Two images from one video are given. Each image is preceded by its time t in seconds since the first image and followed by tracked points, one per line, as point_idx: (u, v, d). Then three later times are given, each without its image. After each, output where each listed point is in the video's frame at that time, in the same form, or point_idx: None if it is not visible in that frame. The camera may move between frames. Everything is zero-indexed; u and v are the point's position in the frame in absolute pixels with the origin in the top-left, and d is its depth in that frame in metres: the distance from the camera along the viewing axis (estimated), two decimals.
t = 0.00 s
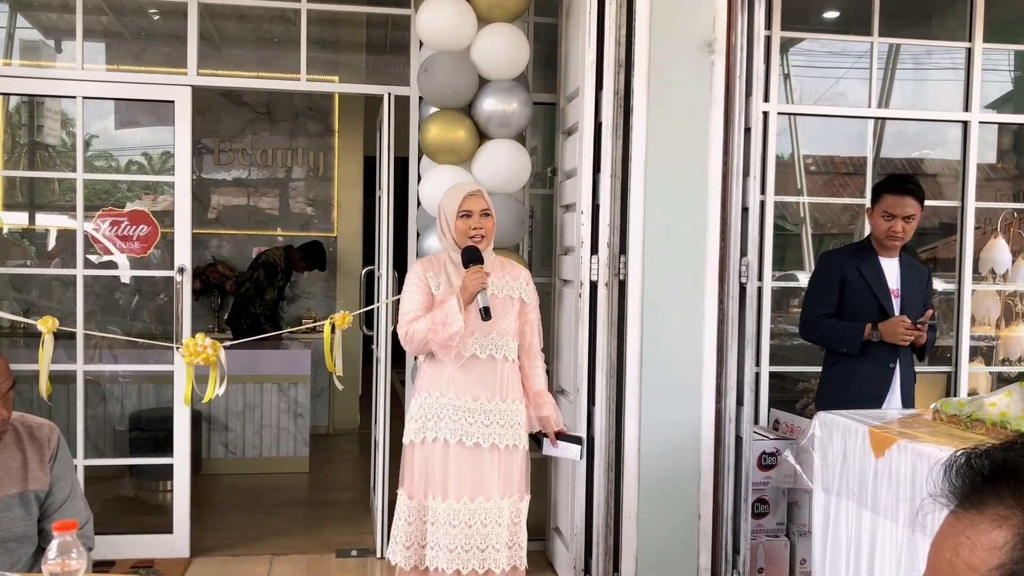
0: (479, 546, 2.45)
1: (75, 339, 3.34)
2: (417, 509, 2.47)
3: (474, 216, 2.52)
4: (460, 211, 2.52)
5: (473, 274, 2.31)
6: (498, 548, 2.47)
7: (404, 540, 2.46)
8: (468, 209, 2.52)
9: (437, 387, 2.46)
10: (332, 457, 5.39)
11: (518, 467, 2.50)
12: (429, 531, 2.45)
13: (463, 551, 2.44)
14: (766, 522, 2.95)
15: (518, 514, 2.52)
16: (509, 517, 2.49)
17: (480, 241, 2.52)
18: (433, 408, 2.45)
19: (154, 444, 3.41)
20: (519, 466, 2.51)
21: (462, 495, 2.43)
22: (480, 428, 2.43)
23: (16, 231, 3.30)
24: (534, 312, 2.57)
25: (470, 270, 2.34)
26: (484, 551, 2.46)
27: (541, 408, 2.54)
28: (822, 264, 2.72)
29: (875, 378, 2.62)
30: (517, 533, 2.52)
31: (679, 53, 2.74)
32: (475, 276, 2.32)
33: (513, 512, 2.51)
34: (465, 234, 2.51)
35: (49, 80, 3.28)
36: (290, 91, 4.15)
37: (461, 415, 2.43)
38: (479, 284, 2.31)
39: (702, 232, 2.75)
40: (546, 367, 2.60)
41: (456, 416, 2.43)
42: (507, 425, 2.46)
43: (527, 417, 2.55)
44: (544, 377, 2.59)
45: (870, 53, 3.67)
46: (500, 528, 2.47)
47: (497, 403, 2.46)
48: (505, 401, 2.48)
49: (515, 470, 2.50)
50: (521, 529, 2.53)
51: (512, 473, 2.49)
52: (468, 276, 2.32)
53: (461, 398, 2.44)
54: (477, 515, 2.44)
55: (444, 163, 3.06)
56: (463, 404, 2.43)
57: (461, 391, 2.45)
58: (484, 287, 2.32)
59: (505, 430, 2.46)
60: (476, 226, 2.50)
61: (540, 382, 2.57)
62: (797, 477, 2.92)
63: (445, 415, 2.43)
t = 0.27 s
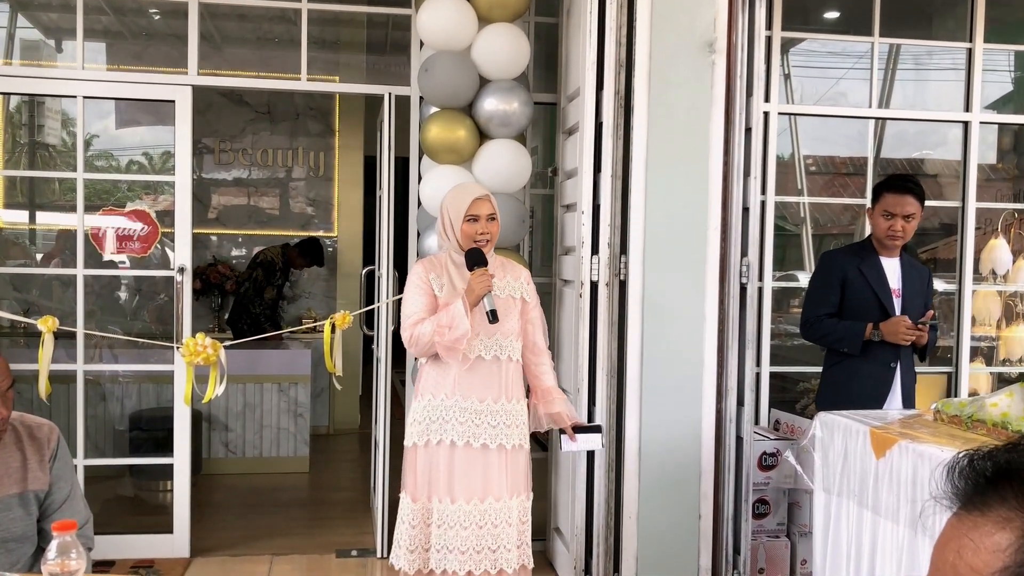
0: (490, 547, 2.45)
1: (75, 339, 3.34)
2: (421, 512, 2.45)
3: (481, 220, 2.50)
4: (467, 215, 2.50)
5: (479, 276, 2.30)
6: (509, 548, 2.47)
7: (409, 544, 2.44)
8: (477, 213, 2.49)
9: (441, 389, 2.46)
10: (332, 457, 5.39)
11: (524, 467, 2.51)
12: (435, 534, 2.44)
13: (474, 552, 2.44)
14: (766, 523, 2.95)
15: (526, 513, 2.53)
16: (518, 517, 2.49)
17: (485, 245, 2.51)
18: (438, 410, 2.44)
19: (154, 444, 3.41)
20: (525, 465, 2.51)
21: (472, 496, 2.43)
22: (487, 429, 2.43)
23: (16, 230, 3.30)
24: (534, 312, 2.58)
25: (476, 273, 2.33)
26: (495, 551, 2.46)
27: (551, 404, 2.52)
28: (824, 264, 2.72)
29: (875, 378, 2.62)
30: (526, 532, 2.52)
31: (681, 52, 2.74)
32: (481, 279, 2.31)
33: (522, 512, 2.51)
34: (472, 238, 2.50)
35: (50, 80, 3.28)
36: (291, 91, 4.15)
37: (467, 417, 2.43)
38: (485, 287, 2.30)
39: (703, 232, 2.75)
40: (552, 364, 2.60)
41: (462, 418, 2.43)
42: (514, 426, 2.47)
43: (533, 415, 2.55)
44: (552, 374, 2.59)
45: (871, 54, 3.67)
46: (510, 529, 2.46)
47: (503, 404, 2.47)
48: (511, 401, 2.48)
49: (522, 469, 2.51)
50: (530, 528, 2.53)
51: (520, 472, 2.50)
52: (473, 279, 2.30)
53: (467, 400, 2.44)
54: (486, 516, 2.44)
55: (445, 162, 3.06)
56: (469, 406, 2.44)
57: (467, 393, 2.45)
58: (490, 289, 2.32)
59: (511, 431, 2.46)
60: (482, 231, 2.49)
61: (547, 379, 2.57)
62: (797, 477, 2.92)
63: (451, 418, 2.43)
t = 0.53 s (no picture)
0: (488, 551, 2.45)
1: (76, 339, 3.34)
2: (420, 514, 2.44)
3: (486, 226, 2.50)
4: (473, 221, 2.50)
5: (481, 283, 2.30)
6: (508, 552, 2.47)
7: (407, 545, 2.43)
8: (483, 218, 2.50)
9: (442, 392, 2.46)
10: (332, 458, 5.39)
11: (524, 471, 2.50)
12: (434, 536, 2.44)
13: (472, 556, 2.44)
14: (766, 524, 2.95)
15: (527, 516, 2.52)
16: (519, 521, 2.48)
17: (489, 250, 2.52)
18: (438, 413, 2.44)
19: (155, 444, 3.41)
20: (526, 470, 2.50)
21: (470, 499, 2.43)
22: (487, 432, 2.43)
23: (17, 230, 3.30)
24: (536, 316, 2.57)
25: (477, 278, 2.33)
26: (493, 555, 2.46)
27: (545, 409, 2.54)
28: (826, 264, 2.72)
29: (875, 380, 2.61)
30: (526, 535, 2.52)
31: (682, 53, 2.73)
32: (482, 285, 2.31)
33: (522, 515, 2.50)
34: (474, 242, 2.51)
35: (51, 80, 3.28)
36: (292, 91, 4.15)
37: (468, 421, 2.43)
38: (486, 293, 2.30)
39: (704, 233, 2.75)
40: (550, 369, 2.59)
41: (462, 421, 2.43)
42: (513, 430, 2.47)
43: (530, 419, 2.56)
44: (550, 379, 2.58)
45: (872, 55, 3.67)
46: (509, 533, 2.46)
47: (502, 408, 2.46)
48: (511, 405, 2.48)
49: (522, 473, 2.50)
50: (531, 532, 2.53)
51: (520, 477, 2.49)
52: (475, 284, 2.31)
53: (467, 403, 2.44)
54: (485, 520, 2.44)
55: (446, 163, 3.06)
56: (469, 409, 2.44)
57: (467, 396, 2.45)
58: (492, 296, 2.32)
59: (510, 435, 2.46)
60: (486, 237, 2.50)
61: (545, 384, 2.57)
62: (798, 478, 2.92)
63: (451, 420, 2.43)
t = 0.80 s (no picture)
0: (479, 551, 2.46)
1: (77, 339, 3.35)
2: (416, 512, 2.47)
3: (484, 225, 2.52)
4: (471, 219, 2.52)
5: (478, 283, 2.29)
6: (500, 554, 2.48)
7: (402, 543, 2.46)
8: (480, 218, 2.51)
9: (439, 392, 2.47)
10: (332, 459, 5.39)
11: (521, 473, 2.49)
12: (428, 535, 2.46)
13: (464, 556, 2.46)
14: (767, 526, 2.95)
15: (524, 520, 2.51)
16: (513, 523, 2.49)
17: (488, 250, 2.52)
18: (436, 412, 2.45)
19: (156, 444, 3.41)
20: (523, 473, 2.50)
21: (464, 500, 2.44)
22: (482, 433, 2.43)
23: (19, 230, 3.31)
24: (538, 319, 2.56)
25: (475, 278, 2.32)
26: (484, 556, 2.47)
27: (543, 414, 2.49)
28: (827, 268, 2.72)
29: (874, 383, 2.61)
30: (523, 539, 2.51)
31: (684, 56, 2.74)
32: (479, 285, 2.29)
33: (518, 518, 2.50)
34: (474, 243, 2.51)
35: (53, 81, 3.28)
36: (293, 92, 4.16)
37: (464, 422, 2.43)
38: (483, 294, 2.29)
39: (705, 235, 2.75)
40: (552, 374, 2.56)
41: (459, 422, 2.43)
42: (510, 432, 2.46)
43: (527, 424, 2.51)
44: (551, 383, 2.55)
45: (873, 57, 3.67)
46: (502, 535, 2.47)
47: (499, 410, 2.46)
48: (508, 408, 2.47)
49: (518, 475, 2.49)
50: (527, 536, 2.52)
51: (515, 482, 2.49)
52: (472, 284, 2.29)
53: (463, 404, 2.45)
54: (478, 521, 2.45)
55: (448, 164, 3.05)
56: (466, 410, 2.44)
57: (464, 397, 2.45)
58: (488, 296, 2.31)
59: (507, 436, 2.45)
60: (485, 236, 2.50)
61: (546, 389, 2.53)
62: (798, 481, 2.92)
63: (448, 420, 2.44)
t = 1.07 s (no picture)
0: (469, 554, 2.47)
1: (78, 340, 3.35)
2: (409, 512, 2.50)
3: (482, 230, 2.52)
4: (467, 224, 2.53)
5: (474, 287, 2.32)
6: (490, 558, 2.49)
7: (396, 542, 2.51)
8: (476, 222, 2.52)
9: (435, 393, 2.48)
10: (332, 460, 5.39)
11: (515, 478, 2.50)
12: (420, 535, 2.49)
13: (453, 558, 2.47)
14: (766, 528, 2.95)
15: (516, 525, 2.52)
16: (504, 528, 2.50)
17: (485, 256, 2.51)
18: (431, 413, 2.47)
19: (156, 445, 3.42)
20: (517, 477, 2.51)
21: (455, 502, 2.45)
22: (475, 437, 2.44)
23: (19, 231, 3.31)
24: (537, 324, 2.55)
25: (471, 282, 2.34)
26: (474, 559, 2.48)
27: (537, 421, 2.47)
28: (824, 271, 2.73)
29: (874, 385, 2.61)
30: (514, 545, 2.52)
31: (685, 58, 2.74)
32: (476, 290, 2.32)
33: (511, 523, 2.51)
34: (471, 246, 2.53)
35: (54, 83, 3.29)
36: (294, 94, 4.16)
37: (457, 424, 2.44)
38: (478, 298, 2.31)
39: (705, 237, 2.75)
40: (550, 381, 2.53)
41: (452, 424, 2.44)
42: (504, 436, 2.46)
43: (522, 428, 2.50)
44: (550, 390, 2.52)
45: (873, 59, 3.68)
46: (492, 538, 2.47)
47: (493, 413, 2.46)
48: (502, 412, 2.47)
49: (512, 479, 2.50)
50: (519, 540, 2.52)
51: (506, 488, 2.49)
52: (469, 289, 2.32)
53: (457, 406, 2.45)
54: (468, 524, 2.46)
55: (448, 166, 3.05)
56: (460, 412, 2.45)
57: (458, 399, 2.46)
58: (484, 301, 2.33)
59: (500, 440, 2.45)
60: (483, 242, 2.50)
61: (544, 395, 2.50)
62: (798, 483, 2.92)
63: (441, 422, 2.45)
